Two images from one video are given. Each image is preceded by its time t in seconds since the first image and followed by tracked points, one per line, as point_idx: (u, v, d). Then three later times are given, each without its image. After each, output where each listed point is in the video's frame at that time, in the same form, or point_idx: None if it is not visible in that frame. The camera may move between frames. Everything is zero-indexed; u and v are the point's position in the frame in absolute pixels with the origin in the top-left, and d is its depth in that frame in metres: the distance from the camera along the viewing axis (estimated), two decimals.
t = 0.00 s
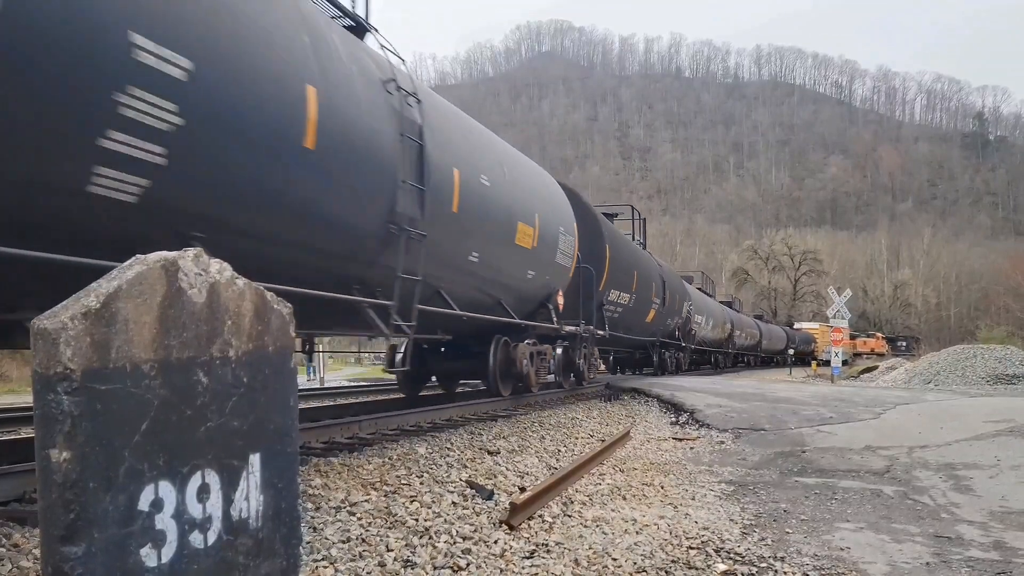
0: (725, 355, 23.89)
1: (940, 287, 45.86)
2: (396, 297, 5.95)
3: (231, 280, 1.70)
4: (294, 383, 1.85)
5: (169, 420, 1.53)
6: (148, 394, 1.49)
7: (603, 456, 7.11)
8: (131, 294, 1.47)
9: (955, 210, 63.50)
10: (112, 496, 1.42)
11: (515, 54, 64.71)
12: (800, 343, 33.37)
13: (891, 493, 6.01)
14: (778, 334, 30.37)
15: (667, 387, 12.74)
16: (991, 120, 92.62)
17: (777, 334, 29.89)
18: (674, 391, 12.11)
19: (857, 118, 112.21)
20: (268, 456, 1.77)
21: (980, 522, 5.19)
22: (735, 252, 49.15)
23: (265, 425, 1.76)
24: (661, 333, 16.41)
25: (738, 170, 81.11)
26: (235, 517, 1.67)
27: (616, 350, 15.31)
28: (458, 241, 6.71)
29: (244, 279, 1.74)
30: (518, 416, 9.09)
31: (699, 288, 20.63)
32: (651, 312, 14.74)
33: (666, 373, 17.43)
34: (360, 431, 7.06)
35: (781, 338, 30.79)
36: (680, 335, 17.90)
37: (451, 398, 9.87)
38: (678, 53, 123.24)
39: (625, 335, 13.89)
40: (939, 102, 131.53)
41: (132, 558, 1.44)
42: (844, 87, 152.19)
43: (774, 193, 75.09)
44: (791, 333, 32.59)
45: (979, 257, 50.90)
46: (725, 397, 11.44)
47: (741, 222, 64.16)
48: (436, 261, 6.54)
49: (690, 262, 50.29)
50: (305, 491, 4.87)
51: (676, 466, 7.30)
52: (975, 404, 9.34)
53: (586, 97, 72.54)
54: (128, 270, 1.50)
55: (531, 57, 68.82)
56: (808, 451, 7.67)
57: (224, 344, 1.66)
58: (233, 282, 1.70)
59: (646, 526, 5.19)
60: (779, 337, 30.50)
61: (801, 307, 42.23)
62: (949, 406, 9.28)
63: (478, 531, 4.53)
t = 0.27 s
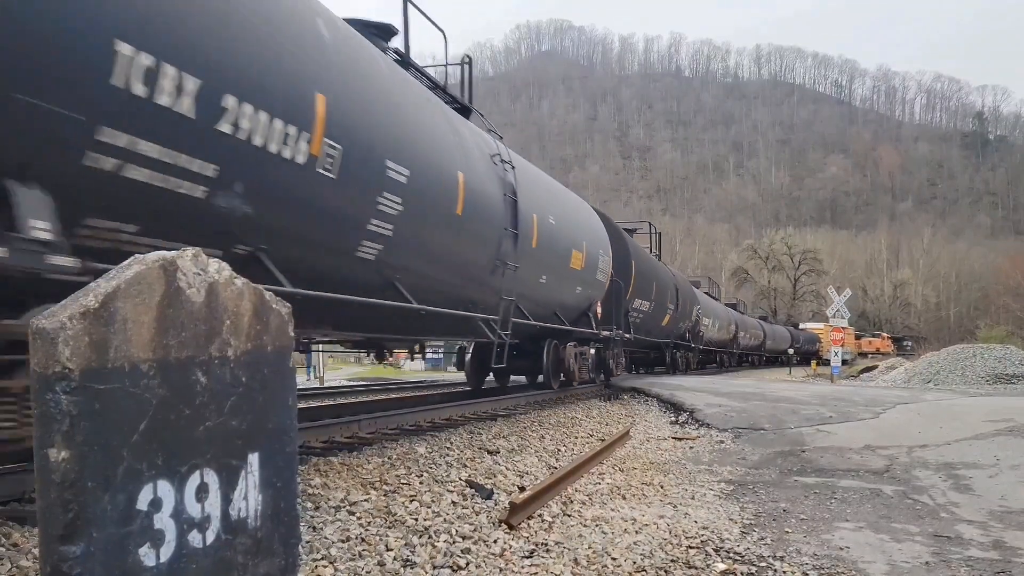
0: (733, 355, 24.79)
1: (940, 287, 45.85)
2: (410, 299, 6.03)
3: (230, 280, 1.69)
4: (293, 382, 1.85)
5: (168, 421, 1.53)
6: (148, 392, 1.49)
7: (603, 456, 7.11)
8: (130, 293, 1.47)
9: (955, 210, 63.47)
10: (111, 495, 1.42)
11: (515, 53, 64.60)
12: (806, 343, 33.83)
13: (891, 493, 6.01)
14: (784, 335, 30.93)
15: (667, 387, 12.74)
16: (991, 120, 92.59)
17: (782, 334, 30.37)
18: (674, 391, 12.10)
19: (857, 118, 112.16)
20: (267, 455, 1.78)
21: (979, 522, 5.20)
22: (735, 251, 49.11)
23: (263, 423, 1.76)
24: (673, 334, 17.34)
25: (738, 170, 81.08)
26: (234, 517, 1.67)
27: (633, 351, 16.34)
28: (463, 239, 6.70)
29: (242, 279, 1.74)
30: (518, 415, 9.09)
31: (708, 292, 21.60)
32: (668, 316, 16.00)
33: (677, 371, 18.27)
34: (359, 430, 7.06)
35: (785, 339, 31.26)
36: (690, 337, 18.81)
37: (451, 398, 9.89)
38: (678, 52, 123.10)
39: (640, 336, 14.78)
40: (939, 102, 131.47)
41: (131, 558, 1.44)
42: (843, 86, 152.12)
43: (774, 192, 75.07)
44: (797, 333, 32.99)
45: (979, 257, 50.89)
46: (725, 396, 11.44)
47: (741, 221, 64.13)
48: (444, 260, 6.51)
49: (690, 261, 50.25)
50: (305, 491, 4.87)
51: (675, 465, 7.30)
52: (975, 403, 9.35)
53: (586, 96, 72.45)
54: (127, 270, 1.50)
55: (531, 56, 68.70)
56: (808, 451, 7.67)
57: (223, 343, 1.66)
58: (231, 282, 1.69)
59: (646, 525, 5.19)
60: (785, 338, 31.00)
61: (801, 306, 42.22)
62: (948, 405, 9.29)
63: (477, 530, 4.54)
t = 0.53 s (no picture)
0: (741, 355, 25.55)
1: (939, 287, 45.83)
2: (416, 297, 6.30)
3: (229, 278, 1.69)
4: (293, 380, 1.85)
5: (168, 421, 1.53)
6: (146, 392, 1.48)
7: (601, 455, 7.10)
8: (129, 292, 1.47)
9: (955, 208, 63.43)
10: (108, 494, 1.41)
11: (515, 52, 64.41)
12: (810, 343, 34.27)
13: (891, 492, 6.02)
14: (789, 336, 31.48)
15: (667, 386, 12.74)
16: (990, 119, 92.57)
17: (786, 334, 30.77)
18: (674, 390, 12.10)
19: (857, 117, 112.05)
20: (267, 455, 1.78)
21: (979, 521, 5.20)
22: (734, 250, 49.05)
23: (262, 423, 1.76)
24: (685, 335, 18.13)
25: (738, 169, 80.98)
26: (234, 516, 1.67)
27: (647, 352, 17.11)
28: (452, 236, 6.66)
29: (240, 277, 1.73)
30: (517, 414, 9.09)
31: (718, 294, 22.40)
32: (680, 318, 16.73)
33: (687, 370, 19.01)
34: (359, 429, 7.06)
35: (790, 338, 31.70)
36: (701, 338, 19.59)
37: (451, 397, 9.88)
38: (678, 51, 122.88)
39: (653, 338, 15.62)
40: (939, 101, 131.36)
41: (130, 557, 1.44)
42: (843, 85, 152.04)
43: (773, 191, 75.01)
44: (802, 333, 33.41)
45: (979, 256, 50.88)
46: (725, 395, 11.44)
47: (741, 220, 64.08)
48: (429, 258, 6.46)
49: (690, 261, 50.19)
50: (304, 490, 4.86)
51: (675, 464, 7.30)
52: (975, 402, 9.36)
53: (585, 95, 72.29)
54: (125, 269, 1.49)
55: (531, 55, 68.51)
56: (808, 450, 7.67)
57: (223, 341, 1.66)
58: (230, 281, 1.69)
59: (646, 524, 5.19)
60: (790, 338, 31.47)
61: (801, 306, 42.20)
62: (948, 404, 9.30)
63: (477, 529, 4.54)
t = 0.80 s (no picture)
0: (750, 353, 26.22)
1: (939, 285, 45.82)
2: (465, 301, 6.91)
3: (226, 276, 1.68)
4: (290, 378, 1.85)
5: (165, 418, 1.52)
6: (142, 390, 1.48)
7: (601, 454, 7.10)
8: (125, 291, 1.46)
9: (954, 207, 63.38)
10: (103, 493, 1.41)
11: (514, 51, 64.39)
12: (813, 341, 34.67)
13: (890, 490, 6.01)
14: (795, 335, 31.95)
15: (667, 385, 12.73)
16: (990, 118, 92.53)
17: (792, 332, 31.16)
18: (673, 389, 12.10)
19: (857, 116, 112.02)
20: (264, 453, 1.77)
21: (978, 519, 5.20)
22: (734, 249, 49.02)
23: (260, 420, 1.76)
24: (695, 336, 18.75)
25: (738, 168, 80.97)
26: (231, 515, 1.67)
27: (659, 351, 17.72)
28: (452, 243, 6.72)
29: (237, 276, 1.73)
30: (517, 413, 9.09)
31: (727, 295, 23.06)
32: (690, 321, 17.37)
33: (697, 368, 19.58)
34: (359, 428, 7.06)
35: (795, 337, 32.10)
36: (710, 338, 20.19)
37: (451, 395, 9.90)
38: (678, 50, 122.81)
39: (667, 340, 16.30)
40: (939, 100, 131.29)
41: (127, 556, 1.44)
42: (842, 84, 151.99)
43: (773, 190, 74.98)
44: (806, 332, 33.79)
45: (978, 255, 50.87)
46: (725, 394, 11.43)
47: (740, 220, 64.09)
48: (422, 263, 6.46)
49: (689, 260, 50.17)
50: (304, 489, 4.86)
51: (674, 463, 7.30)
52: (974, 401, 9.35)
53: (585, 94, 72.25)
54: (122, 267, 1.49)
55: (530, 54, 68.50)
56: (807, 449, 7.66)
57: (219, 339, 1.65)
58: (227, 279, 1.68)
59: (645, 523, 5.19)
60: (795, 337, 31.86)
61: (800, 305, 42.19)
62: (948, 403, 9.29)
63: (476, 528, 4.53)
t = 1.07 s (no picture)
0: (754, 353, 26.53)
1: (938, 283, 45.81)
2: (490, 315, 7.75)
3: (222, 274, 1.68)
4: (287, 375, 1.84)
5: (161, 418, 1.52)
6: (138, 388, 1.47)
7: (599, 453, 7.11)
8: (121, 289, 1.46)
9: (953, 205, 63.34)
10: (99, 491, 1.40)
11: (513, 50, 64.29)
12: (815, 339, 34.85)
13: (889, 489, 6.01)
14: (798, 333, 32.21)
15: (666, 383, 12.73)
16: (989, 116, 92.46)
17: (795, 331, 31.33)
18: (672, 387, 12.09)
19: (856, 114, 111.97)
20: (260, 452, 1.76)
21: (976, 518, 5.20)
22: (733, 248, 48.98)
23: (258, 418, 1.75)
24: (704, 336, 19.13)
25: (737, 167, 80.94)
26: (227, 514, 1.66)
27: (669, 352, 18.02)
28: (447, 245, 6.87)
29: (233, 275, 1.72)
30: (516, 411, 9.10)
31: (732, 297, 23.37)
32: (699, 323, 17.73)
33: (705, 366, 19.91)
34: (359, 426, 7.06)
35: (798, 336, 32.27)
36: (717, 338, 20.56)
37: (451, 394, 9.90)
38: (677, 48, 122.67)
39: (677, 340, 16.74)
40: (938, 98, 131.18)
41: (122, 554, 1.43)
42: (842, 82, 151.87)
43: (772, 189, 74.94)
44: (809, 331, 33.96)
45: (977, 253, 50.85)
46: (723, 392, 11.43)
47: (739, 218, 64.09)
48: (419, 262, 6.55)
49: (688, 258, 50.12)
50: (302, 488, 4.85)
51: (673, 461, 7.31)
52: (973, 399, 9.34)
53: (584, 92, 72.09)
54: (118, 265, 1.48)
55: (529, 52, 68.38)
56: (806, 447, 7.66)
57: (215, 338, 1.64)
58: (223, 279, 1.68)
59: (644, 521, 5.19)
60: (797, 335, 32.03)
61: (799, 303, 42.17)
62: (946, 401, 9.29)
63: (475, 526, 4.53)
